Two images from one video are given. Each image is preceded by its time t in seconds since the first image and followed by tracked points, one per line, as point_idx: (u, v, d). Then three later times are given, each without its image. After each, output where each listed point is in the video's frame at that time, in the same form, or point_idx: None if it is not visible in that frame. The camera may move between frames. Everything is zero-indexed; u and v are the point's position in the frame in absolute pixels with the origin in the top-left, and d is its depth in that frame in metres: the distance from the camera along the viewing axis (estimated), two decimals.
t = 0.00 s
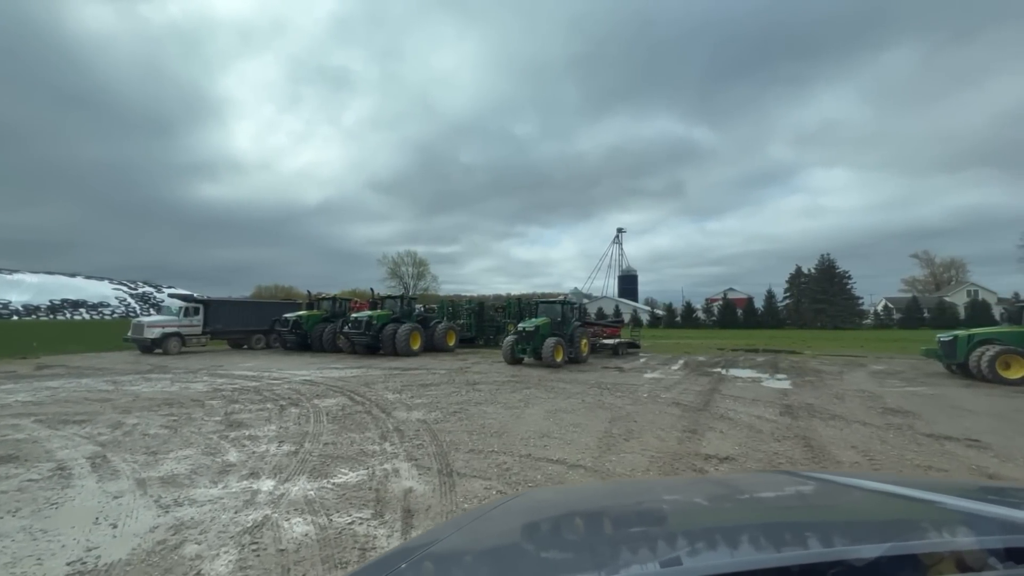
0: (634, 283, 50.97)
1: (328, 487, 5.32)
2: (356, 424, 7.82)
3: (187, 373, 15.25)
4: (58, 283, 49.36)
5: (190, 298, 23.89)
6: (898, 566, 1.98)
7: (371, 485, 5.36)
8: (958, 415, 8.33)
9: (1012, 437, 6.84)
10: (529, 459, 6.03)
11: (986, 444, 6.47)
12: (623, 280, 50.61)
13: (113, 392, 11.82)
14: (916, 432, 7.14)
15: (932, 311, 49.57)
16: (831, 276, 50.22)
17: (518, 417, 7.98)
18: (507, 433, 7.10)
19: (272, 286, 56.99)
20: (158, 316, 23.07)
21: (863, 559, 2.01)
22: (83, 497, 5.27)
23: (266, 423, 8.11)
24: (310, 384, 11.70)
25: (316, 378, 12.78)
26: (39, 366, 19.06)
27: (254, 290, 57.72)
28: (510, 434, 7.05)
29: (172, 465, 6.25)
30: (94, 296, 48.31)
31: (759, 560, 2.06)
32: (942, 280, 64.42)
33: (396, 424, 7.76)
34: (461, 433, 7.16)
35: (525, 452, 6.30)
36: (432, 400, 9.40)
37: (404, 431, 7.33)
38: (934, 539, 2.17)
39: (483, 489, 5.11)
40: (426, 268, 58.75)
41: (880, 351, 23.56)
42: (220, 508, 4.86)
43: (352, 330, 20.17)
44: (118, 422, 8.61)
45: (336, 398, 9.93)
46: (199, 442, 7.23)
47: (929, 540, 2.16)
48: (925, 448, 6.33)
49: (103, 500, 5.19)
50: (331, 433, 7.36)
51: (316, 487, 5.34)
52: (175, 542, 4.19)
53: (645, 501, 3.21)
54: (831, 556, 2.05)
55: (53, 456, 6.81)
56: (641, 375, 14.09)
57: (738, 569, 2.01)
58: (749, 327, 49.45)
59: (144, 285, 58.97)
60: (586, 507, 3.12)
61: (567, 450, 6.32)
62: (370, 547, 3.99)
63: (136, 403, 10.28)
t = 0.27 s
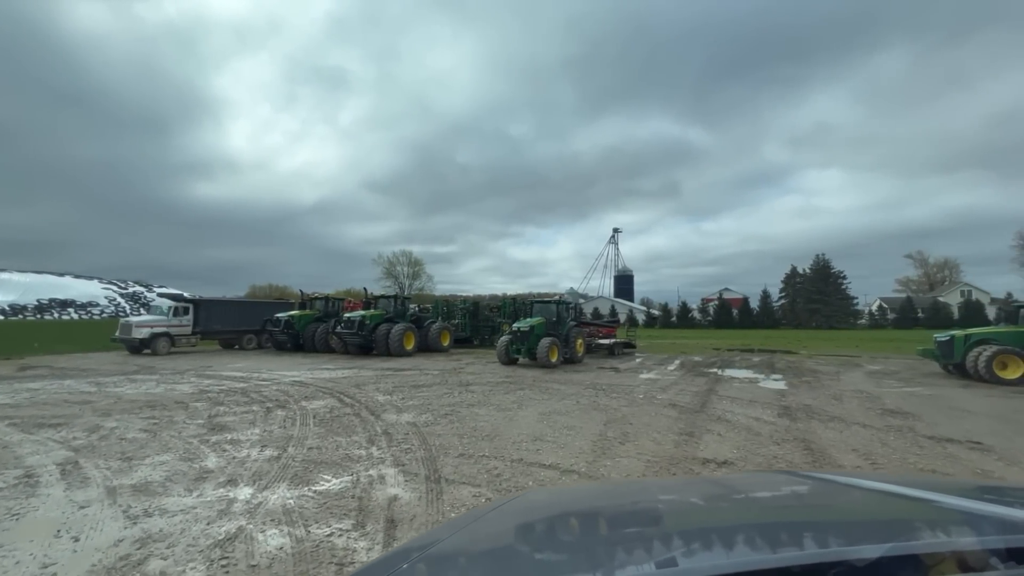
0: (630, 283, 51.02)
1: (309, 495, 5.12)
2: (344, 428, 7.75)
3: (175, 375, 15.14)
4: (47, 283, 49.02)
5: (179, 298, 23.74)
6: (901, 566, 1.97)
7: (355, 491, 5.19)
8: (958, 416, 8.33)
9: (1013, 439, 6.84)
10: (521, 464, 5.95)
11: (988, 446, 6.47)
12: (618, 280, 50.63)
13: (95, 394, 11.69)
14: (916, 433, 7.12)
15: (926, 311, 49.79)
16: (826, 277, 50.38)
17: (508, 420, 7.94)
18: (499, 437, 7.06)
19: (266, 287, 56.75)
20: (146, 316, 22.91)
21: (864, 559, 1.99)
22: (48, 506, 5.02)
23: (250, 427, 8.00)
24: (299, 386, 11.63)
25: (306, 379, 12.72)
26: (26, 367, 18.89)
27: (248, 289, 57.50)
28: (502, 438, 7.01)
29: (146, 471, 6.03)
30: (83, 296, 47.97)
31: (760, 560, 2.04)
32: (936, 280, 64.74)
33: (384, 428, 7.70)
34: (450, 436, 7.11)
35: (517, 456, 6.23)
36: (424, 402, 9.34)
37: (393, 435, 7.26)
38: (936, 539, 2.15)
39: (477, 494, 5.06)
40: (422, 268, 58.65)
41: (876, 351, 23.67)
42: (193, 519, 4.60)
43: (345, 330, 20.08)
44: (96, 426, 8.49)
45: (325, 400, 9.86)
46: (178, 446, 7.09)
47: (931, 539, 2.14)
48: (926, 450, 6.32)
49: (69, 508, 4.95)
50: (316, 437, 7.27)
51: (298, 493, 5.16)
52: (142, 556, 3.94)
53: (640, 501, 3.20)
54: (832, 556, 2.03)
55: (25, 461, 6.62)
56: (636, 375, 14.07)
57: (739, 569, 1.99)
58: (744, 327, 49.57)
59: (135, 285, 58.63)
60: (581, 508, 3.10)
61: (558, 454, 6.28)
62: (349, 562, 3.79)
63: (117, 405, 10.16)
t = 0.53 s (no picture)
0: (625, 283, 51.05)
1: (288, 504, 5.02)
2: (331, 431, 7.69)
3: (161, 376, 15.02)
4: (37, 284, 48.65)
5: (168, 298, 23.59)
6: (901, 565, 1.95)
7: (337, 500, 5.09)
8: (956, 417, 8.33)
9: (1013, 440, 6.84)
10: (511, 469, 5.88)
11: (989, 448, 6.46)
12: (614, 280, 50.68)
13: (75, 397, 11.57)
14: (915, 435, 7.11)
15: (919, 310, 50.04)
16: (821, 277, 50.55)
17: (498, 423, 7.89)
18: (490, 440, 7.01)
19: (260, 287, 56.52)
20: (134, 317, 22.77)
21: (865, 557, 1.97)
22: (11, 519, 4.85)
23: (233, 431, 7.90)
24: (286, 388, 11.55)
25: (295, 380, 12.64)
26: (12, 369, 18.73)
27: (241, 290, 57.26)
28: (493, 441, 6.97)
29: (118, 479, 5.89)
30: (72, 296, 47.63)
31: (762, 560, 2.02)
32: (929, 280, 65.09)
33: (372, 431, 7.65)
34: (439, 440, 7.07)
35: (507, 461, 6.17)
36: (415, 405, 9.29)
37: (380, 439, 7.20)
38: (937, 537, 2.14)
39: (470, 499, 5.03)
40: (416, 268, 58.54)
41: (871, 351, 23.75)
42: (163, 531, 4.48)
43: (337, 330, 20.01)
44: (72, 430, 8.37)
45: (312, 402, 9.80)
46: (156, 451, 6.97)
47: (931, 538, 2.13)
48: (925, 452, 6.31)
49: (32, 520, 4.81)
50: (300, 442, 7.19)
51: (278, 502, 5.07)
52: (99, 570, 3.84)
53: (635, 502, 3.18)
54: (833, 555, 2.01)
55: None
56: (632, 376, 14.05)
57: (741, 569, 1.97)
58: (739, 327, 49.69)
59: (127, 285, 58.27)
60: (575, 508, 3.08)
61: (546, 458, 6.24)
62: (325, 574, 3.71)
63: (96, 408, 10.06)
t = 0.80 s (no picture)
0: (620, 283, 51.13)
1: (262, 515, 4.79)
2: (315, 436, 7.54)
3: (146, 378, 14.86)
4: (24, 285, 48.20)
5: (154, 298, 23.46)
6: (902, 564, 1.94)
7: (315, 510, 4.90)
8: (954, 419, 8.33)
9: (1011, 442, 6.84)
10: (499, 475, 5.76)
11: (988, 450, 6.47)
12: (608, 280, 50.73)
13: (53, 400, 11.43)
14: (914, 437, 7.09)
15: (912, 311, 50.33)
16: (814, 277, 50.76)
17: (486, 427, 7.82)
18: (479, 445, 6.91)
19: (252, 287, 56.27)
20: (120, 317, 22.63)
21: (865, 557, 1.96)
22: None
23: (213, 436, 7.73)
24: (271, 390, 11.46)
25: (282, 382, 12.56)
26: None
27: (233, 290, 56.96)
28: (482, 446, 6.86)
29: (85, 488, 5.68)
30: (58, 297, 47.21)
31: (762, 559, 2.01)
32: (920, 279, 65.53)
33: (357, 435, 7.54)
34: (427, 445, 6.95)
35: (496, 467, 6.02)
36: (403, 407, 9.22)
37: (365, 445, 7.06)
38: (937, 537, 2.13)
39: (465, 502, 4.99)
40: (410, 268, 58.42)
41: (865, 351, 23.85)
42: (125, 547, 4.24)
43: (328, 331, 19.92)
44: (44, 435, 8.21)
45: (297, 405, 9.71)
46: (128, 458, 6.76)
47: (932, 538, 2.11)
48: (925, 454, 6.30)
49: None
50: (282, 447, 7.04)
51: (254, 511, 4.89)
52: None
53: (629, 501, 3.17)
54: (834, 555, 2.00)
55: None
56: (626, 377, 14.03)
57: (741, 569, 1.96)
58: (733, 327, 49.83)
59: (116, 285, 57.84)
60: (570, 508, 3.07)
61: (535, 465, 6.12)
62: None
63: (73, 412, 9.93)
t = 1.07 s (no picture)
0: (614, 283, 51.21)
1: (232, 527, 4.52)
2: (297, 441, 7.31)
3: (128, 380, 14.65)
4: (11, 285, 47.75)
5: (140, 298, 23.30)
6: (902, 567, 1.93)
7: (290, 521, 4.64)
8: (950, 420, 8.36)
9: (1010, 444, 6.84)
10: (487, 482, 5.53)
11: (985, 451, 6.47)
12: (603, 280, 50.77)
13: (29, 404, 11.26)
14: (912, 439, 7.06)
15: (904, 310, 50.64)
16: (807, 277, 51.00)
17: (475, 431, 7.64)
18: (467, 450, 6.72)
19: (244, 287, 56.01)
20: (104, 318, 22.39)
21: (864, 559, 1.95)
22: None
23: (189, 442, 7.48)
24: (255, 393, 11.34)
25: (267, 384, 12.43)
26: None
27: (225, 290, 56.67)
28: (470, 450, 6.66)
29: (47, 497, 5.40)
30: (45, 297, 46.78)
31: (761, 561, 1.99)
32: (912, 279, 65.98)
33: (341, 440, 7.33)
34: (414, 450, 6.74)
35: (485, 474, 5.80)
36: (391, 411, 9.10)
37: (348, 450, 6.83)
38: (936, 540, 2.12)
39: (459, 505, 4.96)
40: (404, 268, 58.29)
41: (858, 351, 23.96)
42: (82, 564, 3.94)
43: (318, 332, 19.84)
44: (15, 440, 8.03)
45: (281, 408, 9.60)
46: (96, 466, 6.45)
47: (931, 540, 2.10)
48: (922, 456, 6.32)
49: None
50: (260, 453, 6.80)
51: (224, 523, 4.63)
52: None
53: (623, 502, 3.15)
54: (833, 557, 1.99)
55: None
56: (620, 378, 14.01)
57: (741, 570, 1.94)
58: (727, 326, 49.99)
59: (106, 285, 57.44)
60: (562, 509, 3.06)
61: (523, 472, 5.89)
62: None
63: (48, 416, 9.77)
